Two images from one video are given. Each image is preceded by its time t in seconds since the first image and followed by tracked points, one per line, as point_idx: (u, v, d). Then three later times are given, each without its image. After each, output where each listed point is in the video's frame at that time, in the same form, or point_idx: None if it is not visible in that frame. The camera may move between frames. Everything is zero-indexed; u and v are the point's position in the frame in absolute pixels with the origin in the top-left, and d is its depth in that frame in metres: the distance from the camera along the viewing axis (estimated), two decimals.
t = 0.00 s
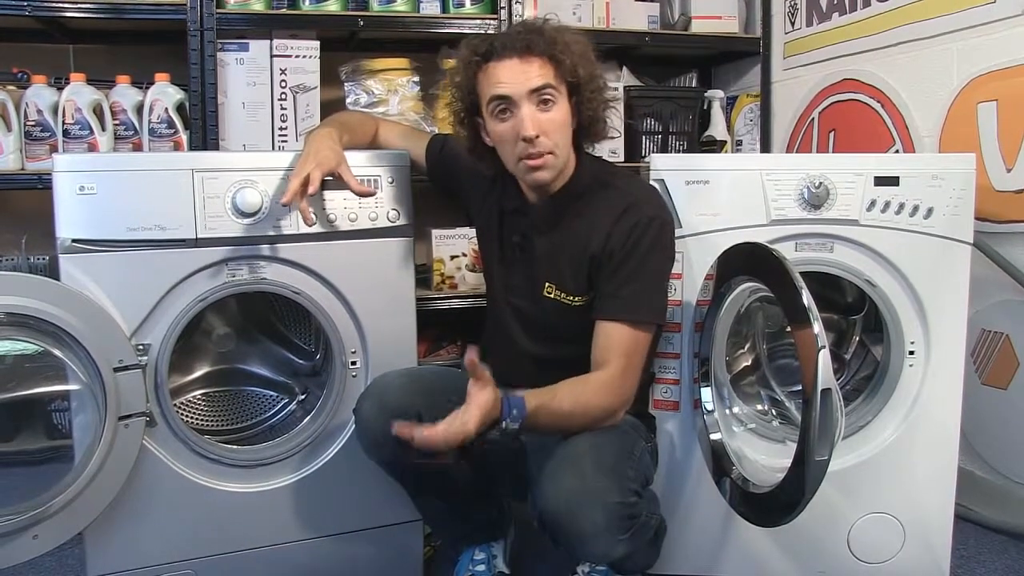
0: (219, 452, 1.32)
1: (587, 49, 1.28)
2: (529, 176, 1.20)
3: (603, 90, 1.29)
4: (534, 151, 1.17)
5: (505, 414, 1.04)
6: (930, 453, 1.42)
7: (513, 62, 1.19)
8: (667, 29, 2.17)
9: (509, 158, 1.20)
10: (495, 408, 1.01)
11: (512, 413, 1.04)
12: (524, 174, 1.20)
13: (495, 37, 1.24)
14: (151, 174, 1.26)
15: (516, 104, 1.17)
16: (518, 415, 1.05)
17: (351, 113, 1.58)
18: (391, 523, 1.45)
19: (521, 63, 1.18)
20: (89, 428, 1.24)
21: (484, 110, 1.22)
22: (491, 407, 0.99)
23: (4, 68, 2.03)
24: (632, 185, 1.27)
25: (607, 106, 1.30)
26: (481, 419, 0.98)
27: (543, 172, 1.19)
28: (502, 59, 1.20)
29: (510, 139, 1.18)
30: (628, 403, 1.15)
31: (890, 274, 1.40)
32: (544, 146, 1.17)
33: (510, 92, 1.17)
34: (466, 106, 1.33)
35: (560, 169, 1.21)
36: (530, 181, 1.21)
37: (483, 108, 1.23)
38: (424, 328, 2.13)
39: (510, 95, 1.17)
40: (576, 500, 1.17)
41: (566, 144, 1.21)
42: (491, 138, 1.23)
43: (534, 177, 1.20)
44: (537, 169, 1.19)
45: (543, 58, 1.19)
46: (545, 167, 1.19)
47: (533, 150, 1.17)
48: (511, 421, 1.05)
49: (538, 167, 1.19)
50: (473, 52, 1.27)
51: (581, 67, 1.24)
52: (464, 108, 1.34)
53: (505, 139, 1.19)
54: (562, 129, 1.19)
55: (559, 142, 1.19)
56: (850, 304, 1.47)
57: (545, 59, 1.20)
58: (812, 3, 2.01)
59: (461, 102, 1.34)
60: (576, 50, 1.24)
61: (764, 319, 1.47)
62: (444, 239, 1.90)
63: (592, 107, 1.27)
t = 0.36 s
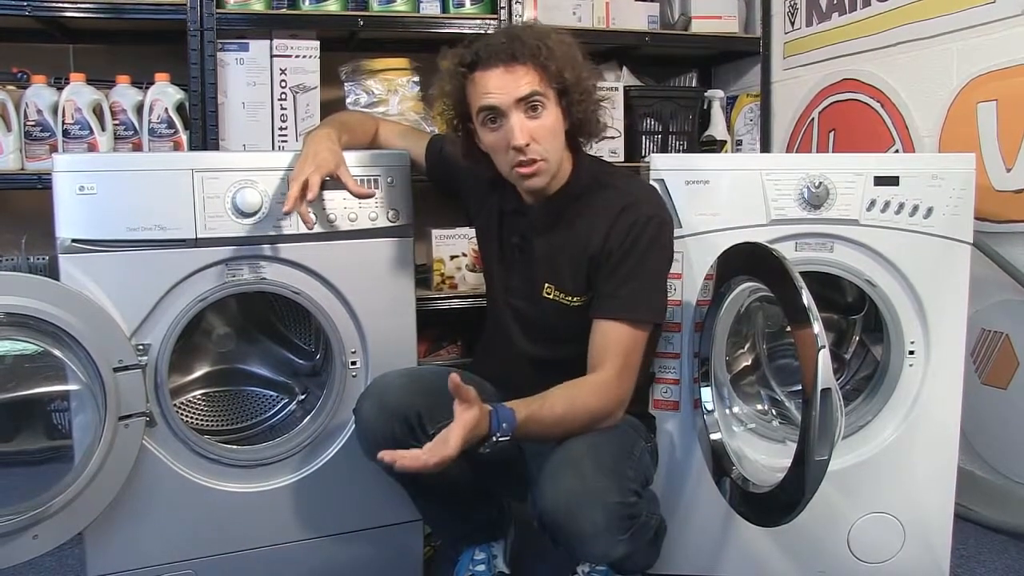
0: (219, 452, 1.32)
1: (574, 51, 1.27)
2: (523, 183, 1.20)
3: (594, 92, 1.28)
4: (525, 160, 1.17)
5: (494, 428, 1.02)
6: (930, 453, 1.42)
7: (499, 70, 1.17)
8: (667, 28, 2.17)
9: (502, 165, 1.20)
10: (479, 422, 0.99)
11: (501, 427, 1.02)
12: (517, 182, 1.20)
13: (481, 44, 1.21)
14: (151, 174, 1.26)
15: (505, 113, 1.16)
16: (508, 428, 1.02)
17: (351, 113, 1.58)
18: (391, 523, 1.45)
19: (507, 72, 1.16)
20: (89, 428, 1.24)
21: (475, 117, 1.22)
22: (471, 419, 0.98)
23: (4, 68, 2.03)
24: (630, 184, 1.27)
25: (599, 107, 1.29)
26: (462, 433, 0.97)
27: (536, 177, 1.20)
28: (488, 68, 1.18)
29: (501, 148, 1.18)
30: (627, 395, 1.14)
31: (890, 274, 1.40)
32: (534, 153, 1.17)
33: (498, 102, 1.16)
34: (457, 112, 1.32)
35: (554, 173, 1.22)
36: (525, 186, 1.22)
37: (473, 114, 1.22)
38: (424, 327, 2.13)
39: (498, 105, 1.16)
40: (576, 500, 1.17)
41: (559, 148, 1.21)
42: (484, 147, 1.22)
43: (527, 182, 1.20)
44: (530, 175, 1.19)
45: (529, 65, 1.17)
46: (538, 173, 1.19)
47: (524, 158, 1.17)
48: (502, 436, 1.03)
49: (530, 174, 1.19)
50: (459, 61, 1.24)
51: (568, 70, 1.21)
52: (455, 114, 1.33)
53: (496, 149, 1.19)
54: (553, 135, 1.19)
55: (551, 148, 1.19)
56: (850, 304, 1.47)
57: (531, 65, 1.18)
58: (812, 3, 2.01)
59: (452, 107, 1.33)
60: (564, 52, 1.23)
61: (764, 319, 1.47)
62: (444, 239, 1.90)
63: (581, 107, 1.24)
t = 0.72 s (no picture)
0: (219, 453, 1.32)
1: (569, 54, 1.24)
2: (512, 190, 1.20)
3: (590, 96, 1.26)
4: (512, 168, 1.17)
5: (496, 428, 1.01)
6: (930, 453, 1.42)
7: (486, 78, 1.16)
8: (667, 28, 2.17)
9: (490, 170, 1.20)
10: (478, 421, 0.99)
11: (501, 426, 1.01)
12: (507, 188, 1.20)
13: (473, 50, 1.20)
14: (151, 175, 1.26)
15: (490, 120, 1.16)
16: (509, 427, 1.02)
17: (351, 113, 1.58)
18: (391, 524, 1.45)
19: (493, 79, 1.15)
20: (90, 428, 1.24)
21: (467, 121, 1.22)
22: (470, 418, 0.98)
23: (3, 69, 2.03)
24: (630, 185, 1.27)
25: (596, 111, 1.27)
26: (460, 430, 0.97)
27: (523, 185, 1.19)
28: (476, 75, 1.17)
29: (488, 154, 1.18)
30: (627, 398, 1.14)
31: (890, 273, 1.40)
32: (520, 162, 1.17)
33: (484, 108, 1.15)
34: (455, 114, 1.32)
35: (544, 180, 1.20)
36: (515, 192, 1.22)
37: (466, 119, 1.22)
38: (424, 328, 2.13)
39: (484, 112, 1.15)
40: (576, 500, 1.17)
41: (550, 155, 1.19)
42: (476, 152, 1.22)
43: (515, 189, 1.20)
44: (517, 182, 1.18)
45: (517, 72, 1.16)
46: (525, 181, 1.18)
47: (508, 165, 1.17)
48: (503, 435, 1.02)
49: (517, 181, 1.18)
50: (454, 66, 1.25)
51: (560, 78, 1.18)
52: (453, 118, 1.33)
53: (485, 154, 1.18)
54: (541, 143, 1.17)
55: (539, 156, 1.18)
56: (850, 304, 1.47)
57: (518, 70, 1.16)
58: (812, 3, 2.01)
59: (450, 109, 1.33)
60: (556, 58, 1.20)
61: (764, 319, 1.47)
62: (444, 239, 1.90)
63: (571, 115, 1.22)
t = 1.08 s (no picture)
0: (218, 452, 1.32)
1: (548, 83, 1.15)
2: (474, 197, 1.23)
3: (572, 124, 1.18)
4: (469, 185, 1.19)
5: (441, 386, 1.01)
6: (929, 452, 1.42)
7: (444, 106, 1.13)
8: (667, 28, 2.17)
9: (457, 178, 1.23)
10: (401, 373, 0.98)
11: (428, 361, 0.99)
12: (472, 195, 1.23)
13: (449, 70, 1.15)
14: (151, 174, 1.26)
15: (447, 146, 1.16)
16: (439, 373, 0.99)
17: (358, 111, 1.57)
18: (391, 524, 1.45)
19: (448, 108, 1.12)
20: (89, 428, 1.24)
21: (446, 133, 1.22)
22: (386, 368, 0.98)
23: (3, 69, 2.03)
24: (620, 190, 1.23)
25: (578, 139, 1.20)
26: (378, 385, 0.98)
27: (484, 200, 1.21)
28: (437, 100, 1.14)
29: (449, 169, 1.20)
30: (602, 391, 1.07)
31: (890, 273, 1.40)
32: (475, 182, 1.17)
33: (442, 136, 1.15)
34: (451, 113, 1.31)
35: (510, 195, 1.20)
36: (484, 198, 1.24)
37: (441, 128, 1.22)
38: (424, 328, 2.13)
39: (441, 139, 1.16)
40: (575, 500, 1.17)
41: (509, 183, 1.17)
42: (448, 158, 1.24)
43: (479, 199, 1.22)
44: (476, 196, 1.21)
45: (471, 113, 1.10)
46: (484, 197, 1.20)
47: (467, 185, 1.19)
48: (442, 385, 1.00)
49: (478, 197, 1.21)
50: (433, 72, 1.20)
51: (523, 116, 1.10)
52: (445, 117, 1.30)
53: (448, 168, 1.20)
54: (496, 173, 1.15)
55: (494, 182, 1.16)
56: (850, 304, 1.47)
57: (467, 109, 1.10)
58: (812, 3, 2.01)
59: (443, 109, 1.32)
60: (524, 99, 1.11)
61: (764, 319, 1.47)
62: (444, 239, 1.90)
63: (536, 160, 1.15)
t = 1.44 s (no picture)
0: (218, 451, 1.32)
1: (533, 96, 1.12)
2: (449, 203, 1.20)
3: (554, 138, 1.14)
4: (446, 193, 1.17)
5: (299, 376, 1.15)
6: (929, 453, 1.42)
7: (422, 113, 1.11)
8: (667, 28, 2.17)
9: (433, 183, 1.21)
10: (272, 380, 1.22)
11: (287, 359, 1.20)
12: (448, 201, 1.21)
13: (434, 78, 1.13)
14: (151, 174, 1.26)
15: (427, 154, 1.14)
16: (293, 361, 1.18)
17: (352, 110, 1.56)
18: (391, 523, 1.45)
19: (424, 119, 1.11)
20: (89, 427, 1.24)
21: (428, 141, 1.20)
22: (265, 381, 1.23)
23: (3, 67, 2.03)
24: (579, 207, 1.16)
25: (562, 153, 1.16)
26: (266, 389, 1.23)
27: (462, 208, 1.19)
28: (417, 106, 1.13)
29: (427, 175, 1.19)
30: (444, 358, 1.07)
31: (891, 274, 1.40)
32: (453, 190, 1.15)
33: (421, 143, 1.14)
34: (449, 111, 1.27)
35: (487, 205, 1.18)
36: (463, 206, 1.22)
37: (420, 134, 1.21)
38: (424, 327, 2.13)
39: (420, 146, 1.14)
40: (575, 500, 1.18)
41: (489, 194, 1.15)
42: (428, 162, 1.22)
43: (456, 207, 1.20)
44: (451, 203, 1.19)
45: (450, 126, 1.09)
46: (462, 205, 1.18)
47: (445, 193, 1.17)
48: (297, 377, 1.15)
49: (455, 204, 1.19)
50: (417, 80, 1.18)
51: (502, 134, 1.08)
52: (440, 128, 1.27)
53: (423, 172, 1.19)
54: (473, 184, 1.13)
55: (472, 193, 1.14)
56: (851, 304, 1.47)
57: (446, 120, 1.09)
58: (812, 3, 2.01)
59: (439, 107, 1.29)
60: (506, 113, 1.08)
61: (765, 319, 1.47)
62: (444, 238, 1.91)
63: (516, 176, 1.11)
